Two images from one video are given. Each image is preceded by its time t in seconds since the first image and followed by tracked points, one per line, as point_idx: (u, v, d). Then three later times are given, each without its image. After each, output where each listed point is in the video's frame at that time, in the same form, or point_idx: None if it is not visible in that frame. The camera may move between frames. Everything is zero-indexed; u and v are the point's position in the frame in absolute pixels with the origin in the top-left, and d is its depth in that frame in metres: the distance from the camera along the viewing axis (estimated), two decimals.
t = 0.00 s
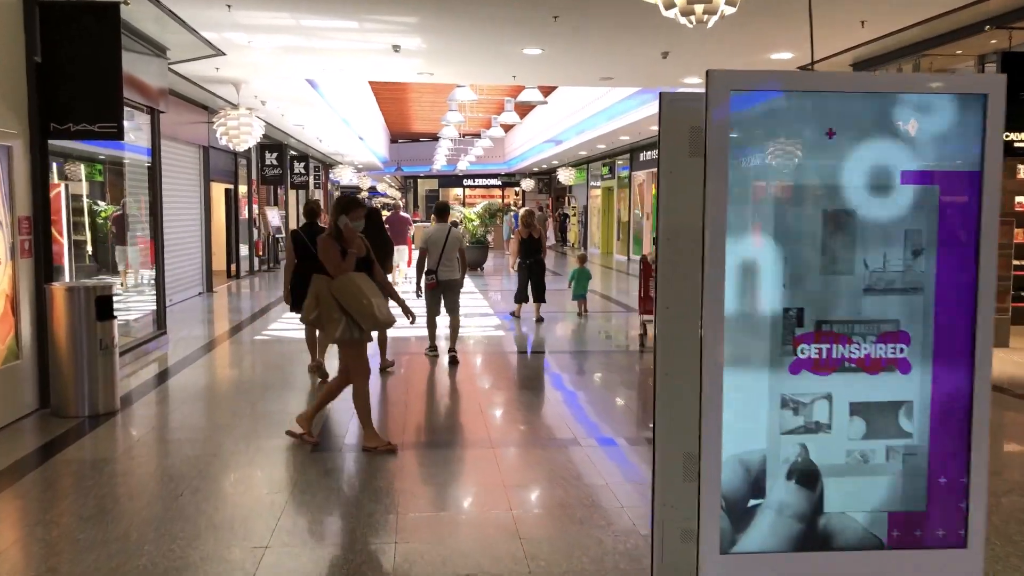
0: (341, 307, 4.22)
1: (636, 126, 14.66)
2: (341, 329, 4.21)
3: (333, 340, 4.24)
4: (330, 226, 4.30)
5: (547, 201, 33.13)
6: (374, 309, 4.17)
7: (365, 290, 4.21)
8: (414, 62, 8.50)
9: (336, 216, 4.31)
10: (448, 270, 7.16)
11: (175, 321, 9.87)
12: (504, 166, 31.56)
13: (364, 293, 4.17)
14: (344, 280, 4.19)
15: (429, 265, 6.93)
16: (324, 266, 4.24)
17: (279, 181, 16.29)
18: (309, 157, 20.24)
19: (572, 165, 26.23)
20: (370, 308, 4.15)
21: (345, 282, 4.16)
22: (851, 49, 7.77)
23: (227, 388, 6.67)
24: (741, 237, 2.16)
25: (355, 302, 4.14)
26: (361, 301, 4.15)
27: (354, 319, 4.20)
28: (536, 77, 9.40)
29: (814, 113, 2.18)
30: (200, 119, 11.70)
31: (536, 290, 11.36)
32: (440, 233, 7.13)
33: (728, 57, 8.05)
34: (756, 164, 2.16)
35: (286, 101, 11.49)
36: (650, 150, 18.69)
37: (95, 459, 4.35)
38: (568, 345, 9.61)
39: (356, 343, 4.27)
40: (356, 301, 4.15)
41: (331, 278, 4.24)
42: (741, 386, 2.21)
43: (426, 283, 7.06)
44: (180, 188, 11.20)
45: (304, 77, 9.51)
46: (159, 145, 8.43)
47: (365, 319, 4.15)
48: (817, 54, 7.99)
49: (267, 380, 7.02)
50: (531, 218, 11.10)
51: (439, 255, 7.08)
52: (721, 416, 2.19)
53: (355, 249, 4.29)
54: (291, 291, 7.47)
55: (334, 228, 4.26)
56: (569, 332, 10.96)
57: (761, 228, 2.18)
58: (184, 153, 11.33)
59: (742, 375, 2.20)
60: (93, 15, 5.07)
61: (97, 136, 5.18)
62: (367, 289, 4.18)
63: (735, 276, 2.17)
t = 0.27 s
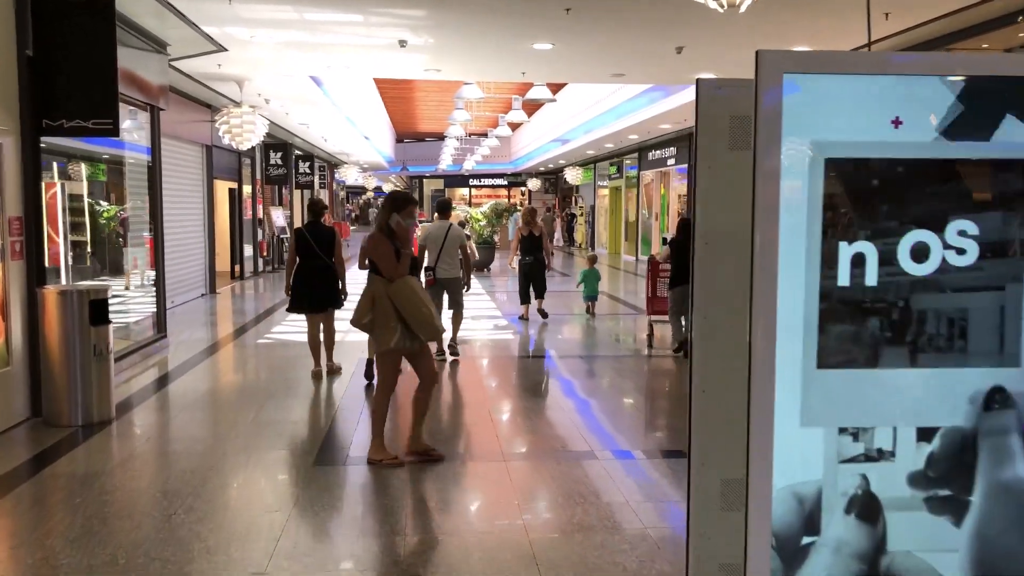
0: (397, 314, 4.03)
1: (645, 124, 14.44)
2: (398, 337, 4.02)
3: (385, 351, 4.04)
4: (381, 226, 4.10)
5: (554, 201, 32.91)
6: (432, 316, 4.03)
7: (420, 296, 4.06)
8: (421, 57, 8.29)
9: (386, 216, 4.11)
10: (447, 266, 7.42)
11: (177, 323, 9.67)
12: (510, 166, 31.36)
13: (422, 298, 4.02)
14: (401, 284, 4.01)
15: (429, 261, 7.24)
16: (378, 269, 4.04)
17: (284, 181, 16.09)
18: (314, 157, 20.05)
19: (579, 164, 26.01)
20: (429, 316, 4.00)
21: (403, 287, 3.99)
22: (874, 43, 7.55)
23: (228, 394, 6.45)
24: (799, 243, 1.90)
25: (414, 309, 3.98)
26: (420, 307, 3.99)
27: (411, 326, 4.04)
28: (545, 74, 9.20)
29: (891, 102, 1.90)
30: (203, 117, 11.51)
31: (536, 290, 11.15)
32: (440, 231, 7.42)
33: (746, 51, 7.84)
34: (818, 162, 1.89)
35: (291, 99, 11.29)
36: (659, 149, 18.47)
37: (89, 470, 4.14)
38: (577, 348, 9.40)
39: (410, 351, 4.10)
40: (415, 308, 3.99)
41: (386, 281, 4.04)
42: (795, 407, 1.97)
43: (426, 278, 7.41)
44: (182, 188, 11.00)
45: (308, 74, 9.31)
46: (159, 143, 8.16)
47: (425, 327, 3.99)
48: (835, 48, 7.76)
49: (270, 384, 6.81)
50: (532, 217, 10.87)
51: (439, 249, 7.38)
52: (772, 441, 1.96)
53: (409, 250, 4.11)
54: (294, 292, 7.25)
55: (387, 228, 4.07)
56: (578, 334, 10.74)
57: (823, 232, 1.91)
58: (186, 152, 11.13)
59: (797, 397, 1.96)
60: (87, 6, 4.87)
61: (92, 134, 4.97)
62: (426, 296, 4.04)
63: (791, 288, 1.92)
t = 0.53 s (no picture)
0: (458, 328, 3.74)
1: (654, 123, 14.22)
2: (459, 353, 3.74)
3: (446, 368, 3.77)
4: (441, 232, 3.79)
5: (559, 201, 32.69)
6: (496, 329, 3.70)
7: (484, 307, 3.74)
8: (427, 52, 8.08)
9: (446, 221, 3.79)
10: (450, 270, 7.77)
11: (177, 326, 9.47)
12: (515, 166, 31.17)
13: (485, 310, 3.71)
14: (463, 295, 3.71)
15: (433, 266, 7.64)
16: (437, 278, 3.77)
17: (287, 180, 15.89)
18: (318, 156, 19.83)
19: (585, 164, 25.79)
20: (493, 329, 3.69)
21: (463, 298, 3.69)
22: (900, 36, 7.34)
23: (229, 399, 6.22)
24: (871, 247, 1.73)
25: (474, 322, 3.68)
26: (481, 320, 3.69)
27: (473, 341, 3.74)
28: (554, 70, 8.99)
29: (962, 98, 1.75)
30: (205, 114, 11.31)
31: (541, 291, 10.86)
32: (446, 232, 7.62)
33: (765, 46, 7.64)
34: (898, 153, 1.72)
35: (294, 97, 11.08)
36: (667, 149, 18.24)
37: (85, 481, 3.91)
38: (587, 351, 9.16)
39: (474, 367, 3.82)
40: (477, 321, 3.68)
41: (448, 292, 3.76)
42: (869, 429, 1.80)
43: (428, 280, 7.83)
44: (181, 187, 10.80)
45: (312, 70, 9.11)
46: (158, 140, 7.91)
47: (488, 342, 3.68)
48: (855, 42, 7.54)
49: (272, 390, 6.58)
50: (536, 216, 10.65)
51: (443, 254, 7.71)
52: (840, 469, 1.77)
53: (470, 256, 3.80)
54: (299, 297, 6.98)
55: (446, 235, 3.76)
56: (586, 337, 10.50)
57: (902, 232, 1.74)
58: (186, 150, 10.92)
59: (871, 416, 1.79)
60: None
61: (84, 130, 4.80)
62: (489, 307, 3.72)
63: (863, 297, 1.74)
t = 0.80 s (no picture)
0: (534, 332, 3.47)
1: (664, 121, 14.00)
2: (539, 357, 3.46)
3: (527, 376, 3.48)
4: (503, 229, 3.52)
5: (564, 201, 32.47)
6: (571, 330, 3.42)
7: (556, 307, 3.46)
8: (434, 46, 7.87)
9: (507, 216, 3.51)
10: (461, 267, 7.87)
11: (177, 328, 9.26)
12: (520, 166, 30.97)
13: (559, 310, 3.43)
14: (531, 296, 3.44)
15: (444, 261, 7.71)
16: (502, 280, 3.50)
17: (290, 180, 15.69)
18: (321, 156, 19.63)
19: (591, 163, 25.52)
20: (569, 330, 3.41)
21: (536, 298, 3.41)
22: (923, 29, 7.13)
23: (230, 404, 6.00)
24: (986, 256, 1.60)
25: (545, 325, 3.40)
26: (558, 321, 3.41)
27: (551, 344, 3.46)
28: (564, 65, 8.76)
29: None
30: (208, 111, 11.11)
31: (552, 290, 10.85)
32: (457, 232, 7.80)
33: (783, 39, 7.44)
34: (1010, 143, 1.60)
35: (298, 94, 10.88)
36: (675, 147, 17.98)
37: (80, 495, 3.70)
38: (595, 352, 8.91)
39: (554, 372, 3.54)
40: (550, 325, 3.40)
41: (515, 295, 3.49)
42: (981, 459, 1.68)
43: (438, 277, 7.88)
44: (182, 186, 10.60)
45: (316, 66, 8.89)
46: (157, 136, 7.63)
47: (567, 343, 3.40)
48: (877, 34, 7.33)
49: (274, 394, 6.35)
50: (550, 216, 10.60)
51: (454, 251, 7.77)
52: (946, 506, 1.62)
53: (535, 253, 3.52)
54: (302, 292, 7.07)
55: (508, 232, 3.49)
56: (594, 339, 10.25)
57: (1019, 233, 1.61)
58: (187, 148, 10.69)
59: (982, 441, 1.67)
60: None
61: (76, 124, 4.61)
62: (559, 307, 3.43)
63: (972, 311, 1.62)
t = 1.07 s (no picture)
0: (604, 353, 3.09)
1: (671, 120, 13.78)
2: (609, 382, 3.07)
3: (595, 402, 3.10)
4: (571, 237, 3.19)
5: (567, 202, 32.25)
6: (647, 351, 3.01)
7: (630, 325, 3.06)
8: (438, 43, 7.66)
9: (576, 223, 3.17)
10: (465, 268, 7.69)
11: (175, 332, 9.05)
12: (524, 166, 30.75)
13: (633, 327, 3.04)
14: (601, 311, 3.06)
15: (447, 263, 7.50)
16: (571, 293, 3.14)
17: (292, 180, 15.49)
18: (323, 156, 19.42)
19: (595, 163, 25.28)
20: (644, 350, 3.00)
21: (604, 313, 3.04)
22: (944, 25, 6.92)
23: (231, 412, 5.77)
24: None
25: (616, 345, 3.01)
26: (630, 339, 3.01)
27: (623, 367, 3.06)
28: (571, 64, 8.56)
29: None
30: (207, 111, 10.91)
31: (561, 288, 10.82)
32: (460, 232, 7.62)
33: (798, 35, 7.23)
34: None
35: (299, 92, 10.67)
36: (681, 147, 17.74)
37: (68, 516, 3.49)
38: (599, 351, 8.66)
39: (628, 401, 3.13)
40: (621, 346, 3.00)
41: (585, 309, 3.12)
42: None
43: (442, 280, 7.67)
44: (181, 187, 10.39)
45: (316, 64, 8.69)
46: (154, 138, 7.33)
47: (641, 365, 2.99)
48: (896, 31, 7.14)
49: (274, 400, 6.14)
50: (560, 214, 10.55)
51: (457, 252, 7.56)
52: None
53: (608, 264, 3.14)
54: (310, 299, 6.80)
55: (574, 240, 3.15)
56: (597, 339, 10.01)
57: None
58: (186, 148, 10.47)
59: None
60: None
61: (63, 122, 4.52)
62: (633, 325, 3.03)
63: None
